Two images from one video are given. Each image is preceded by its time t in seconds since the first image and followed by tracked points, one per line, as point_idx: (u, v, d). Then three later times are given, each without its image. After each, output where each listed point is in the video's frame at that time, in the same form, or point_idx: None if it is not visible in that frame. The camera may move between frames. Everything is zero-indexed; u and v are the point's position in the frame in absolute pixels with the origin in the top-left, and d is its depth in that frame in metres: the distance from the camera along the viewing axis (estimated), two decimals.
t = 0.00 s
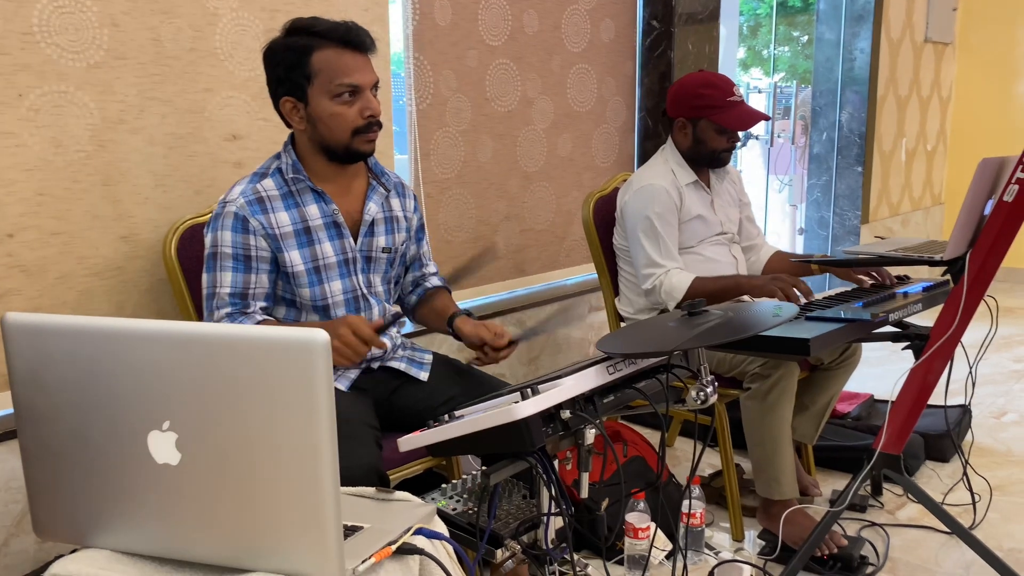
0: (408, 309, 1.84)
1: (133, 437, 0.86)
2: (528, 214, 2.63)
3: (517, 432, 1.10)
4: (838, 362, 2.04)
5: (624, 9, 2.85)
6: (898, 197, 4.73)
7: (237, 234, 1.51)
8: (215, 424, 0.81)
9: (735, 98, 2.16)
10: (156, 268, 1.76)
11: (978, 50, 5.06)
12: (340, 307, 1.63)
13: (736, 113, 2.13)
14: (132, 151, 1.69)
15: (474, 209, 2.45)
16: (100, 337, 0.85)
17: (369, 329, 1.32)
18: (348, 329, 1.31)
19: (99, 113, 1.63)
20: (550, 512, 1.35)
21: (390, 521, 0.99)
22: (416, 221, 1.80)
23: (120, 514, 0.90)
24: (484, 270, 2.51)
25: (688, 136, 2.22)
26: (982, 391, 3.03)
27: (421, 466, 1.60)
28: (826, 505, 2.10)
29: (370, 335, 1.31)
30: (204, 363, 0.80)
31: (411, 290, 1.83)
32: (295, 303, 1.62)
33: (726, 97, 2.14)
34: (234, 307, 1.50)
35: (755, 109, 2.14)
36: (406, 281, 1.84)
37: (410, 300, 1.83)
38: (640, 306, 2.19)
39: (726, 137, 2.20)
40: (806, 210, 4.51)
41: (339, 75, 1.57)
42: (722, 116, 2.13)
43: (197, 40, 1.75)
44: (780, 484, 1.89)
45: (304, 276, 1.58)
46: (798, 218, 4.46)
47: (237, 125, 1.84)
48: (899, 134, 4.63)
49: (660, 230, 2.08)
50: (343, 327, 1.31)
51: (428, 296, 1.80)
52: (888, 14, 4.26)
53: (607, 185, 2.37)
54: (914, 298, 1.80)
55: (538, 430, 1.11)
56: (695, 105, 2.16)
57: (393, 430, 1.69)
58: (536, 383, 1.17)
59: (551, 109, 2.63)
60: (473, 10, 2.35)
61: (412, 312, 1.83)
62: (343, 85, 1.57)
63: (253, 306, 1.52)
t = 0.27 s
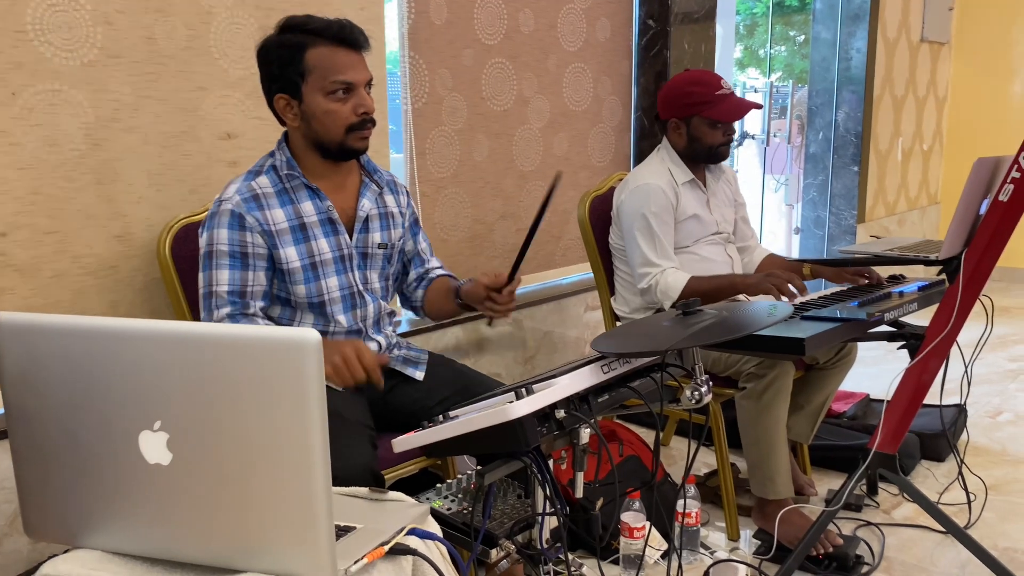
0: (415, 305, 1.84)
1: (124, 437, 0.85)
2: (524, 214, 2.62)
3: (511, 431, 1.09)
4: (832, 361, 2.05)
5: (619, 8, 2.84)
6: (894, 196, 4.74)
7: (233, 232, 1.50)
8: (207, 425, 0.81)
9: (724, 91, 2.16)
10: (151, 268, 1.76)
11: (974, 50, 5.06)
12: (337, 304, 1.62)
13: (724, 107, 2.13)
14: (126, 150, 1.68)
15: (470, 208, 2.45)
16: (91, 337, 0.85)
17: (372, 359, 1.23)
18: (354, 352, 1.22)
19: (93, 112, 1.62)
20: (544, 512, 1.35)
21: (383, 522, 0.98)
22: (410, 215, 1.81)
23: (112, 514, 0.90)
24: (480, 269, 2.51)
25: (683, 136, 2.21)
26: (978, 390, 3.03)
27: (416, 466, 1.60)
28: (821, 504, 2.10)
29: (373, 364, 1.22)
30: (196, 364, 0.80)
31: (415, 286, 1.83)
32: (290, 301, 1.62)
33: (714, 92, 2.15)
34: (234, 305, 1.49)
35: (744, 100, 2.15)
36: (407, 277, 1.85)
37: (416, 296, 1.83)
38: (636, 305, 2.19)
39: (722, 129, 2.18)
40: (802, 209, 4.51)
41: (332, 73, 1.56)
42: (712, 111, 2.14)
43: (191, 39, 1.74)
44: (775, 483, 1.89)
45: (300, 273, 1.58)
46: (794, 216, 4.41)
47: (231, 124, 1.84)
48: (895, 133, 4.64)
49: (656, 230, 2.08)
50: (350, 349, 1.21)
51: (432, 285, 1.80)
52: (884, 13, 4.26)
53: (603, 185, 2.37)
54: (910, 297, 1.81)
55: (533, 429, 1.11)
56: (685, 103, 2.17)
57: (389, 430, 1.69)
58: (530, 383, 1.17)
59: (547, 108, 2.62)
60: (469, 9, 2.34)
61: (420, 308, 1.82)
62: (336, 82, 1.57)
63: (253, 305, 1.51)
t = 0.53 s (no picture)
0: (414, 304, 1.83)
1: (115, 436, 0.85)
2: (520, 212, 2.61)
3: (505, 429, 1.09)
4: (828, 361, 2.04)
5: (615, 6, 2.84)
6: (889, 196, 4.74)
7: (225, 228, 1.49)
8: (199, 424, 0.80)
9: (716, 86, 2.16)
10: (144, 266, 1.75)
11: (969, 50, 5.07)
12: (329, 303, 1.61)
13: (719, 103, 2.14)
14: (120, 148, 1.67)
15: (465, 207, 2.44)
16: (81, 335, 0.84)
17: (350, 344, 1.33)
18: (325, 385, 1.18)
19: (86, 109, 1.61)
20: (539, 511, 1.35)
21: (377, 522, 0.98)
22: (408, 214, 1.80)
23: (103, 515, 0.89)
24: (475, 268, 2.50)
25: (677, 135, 2.21)
26: (973, 389, 3.03)
27: (410, 465, 1.59)
28: (817, 504, 2.10)
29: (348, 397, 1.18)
30: (187, 363, 0.79)
31: (414, 285, 1.83)
32: (283, 299, 1.60)
33: (706, 88, 2.14)
34: (221, 303, 1.48)
35: (738, 95, 2.15)
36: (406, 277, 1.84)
37: (416, 295, 1.83)
38: (631, 304, 2.18)
39: (716, 126, 2.18)
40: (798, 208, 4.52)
41: (321, 68, 1.55)
42: (706, 108, 2.14)
43: (185, 36, 1.73)
44: (770, 482, 1.89)
45: (292, 271, 1.57)
46: (790, 215, 4.42)
47: (225, 121, 1.83)
48: (891, 133, 4.64)
49: (650, 229, 2.07)
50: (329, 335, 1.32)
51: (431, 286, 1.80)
52: (879, 13, 4.26)
53: (598, 183, 2.36)
54: (906, 296, 1.81)
55: (528, 428, 1.10)
56: (677, 101, 2.17)
57: (380, 429, 1.67)
58: (526, 382, 1.16)
59: (543, 107, 2.62)
60: (464, 7, 2.33)
61: (419, 307, 1.82)
62: (325, 78, 1.56)
63: (240, 303, 1.50)
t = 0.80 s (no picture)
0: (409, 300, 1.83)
1: (110, 439, 0.84)
2: (516, 213, 2.61)
3: (501, 432, 1.09)
4: (823, 362, 2.04)
5: (611, 7, 2.84)
6: (884, 196, 4.76)
7: (223, 225, 1.49)
8: (195, 425, 0.80)
9: (710, 86, 2.16)
10: (139, 267, 1.74)
11: (963, 51, 5.09)
12: (326, 302, 1.61)
13: (713, 101, 2.13)
14: (114, 148, 1.66)
15: (461, 208, 2.44)
16: (76, 337, 0.83)
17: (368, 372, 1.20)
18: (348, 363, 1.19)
19: (80, 109, 1.61)
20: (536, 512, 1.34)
21: (373, 523, 0.97)
22: (402, 213, 1.80)
23: (98, 517, 0.88)
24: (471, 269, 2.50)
25: (673, 135, 2.21)
26: (967, 389, 3.04)
27: (406, 467, 1.59)
28: (812, 504, 2.10)
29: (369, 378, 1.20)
30: (182, 365, 0.79)
31: (410, 280, 1.82)
32: (280, 298, 1.60)
33: (700, 88, 2.15)
34: (221, 301, 1.47)
35: (731, 93, 2.15)
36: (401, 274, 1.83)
37: (411, 289, 1.82)
38: (628, 304, 2.18)
39: (710, 125, 2.18)
40: (793, 209, 4.53)
41: (319, 69, 1.55)
42: (700, 107, 2.14)
43: (180, 36, 1.72)
44: (767, 483, 1.89)
45: (289, 270, 1.56)
46: (785, 216, 4.45)
47: (220, 122, 1.82)
48: (885, 134, 4.65)
49: (649, 229, 2.07)
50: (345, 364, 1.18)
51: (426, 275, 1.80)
52: (874, 14, 4.27)
53: (594, 184, 2.36)
54: (901, 297, 1.81)
55: (523, 429, 1.10)
56: (671, 102, 2.17)
57: (378, 429, 1.68)
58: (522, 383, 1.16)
59: (539, 107, 2.62)
60: (460, 8, 2.33)
61: (415, 301, 1.81)
62: (323, 79, 1.55)
63: (240, 301, 1.49)
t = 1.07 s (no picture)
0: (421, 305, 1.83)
1: (107, 444, 0.84)
2: (512, 216, 2.61)
3: (500, 436, 1.09)
4: (819, 365, 2.05)
5: (607, 11, 2.84)
6: (878, 199, 4.77)
7: (211, 232, 1.49)
8: (191, 432, 0.80)
9: (704, 88, 2.17)
10: (135, 270, 1.74)
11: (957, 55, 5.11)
12: (318, 306, 1.61)
13: (707, 103, 2.14)
14: (110, 151, 1.66)
15: (457, 211, 2.44)
16: (73, 342, 0.83)
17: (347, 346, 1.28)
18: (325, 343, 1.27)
19: (76, 112, 1.60)
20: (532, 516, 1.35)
21: (370, 528, 0.97)
22: (399, 214, 1.79)
23: (94, 523, 0.88)
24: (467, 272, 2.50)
25: (667, 138, 2.21)
26: (962, 392, 3.05)
27: (403, 470, 1.59)
28: (808, 507, 2.11)
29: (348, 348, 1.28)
30: (180, 370, 0.79)
31: (418, 284, 1.82)
32: (272, 302, 1.60)
33: (695, 90, 2.15)
34: (210, 307, 1.48)
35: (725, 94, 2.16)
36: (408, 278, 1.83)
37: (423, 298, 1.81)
38: (622, 308, 2.18)
39: (705, 127, 2.19)
40: (788, 212, 4.54)
41: (313, 71, 1.55)
42: (695, 108, 2.14)
43: (176, 39, 1.72)
44: (762, 485, 1.89)
45: (279, 274, 1.56)
46: (780, 220, 4.44)
47: (217, 125, 1.82)
48: (880, 137, 4.67)
49: (641, 233, 2.07)
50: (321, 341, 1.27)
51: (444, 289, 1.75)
52: (869, 18, 4.29)
53: (591, 187, 2.37)
54: (896, 300, 1.82)
55: (522, 434, 1.10)
56: (665, 104, 2.17)
57: (374, 433, 1.68)
58: (517, 386, 1.16)
59: (535, 111, 2.62)
60: (456, 11, 2.33)
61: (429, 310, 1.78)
62: (318, 81, 1.56)
63: (230, 306, 1.50)
